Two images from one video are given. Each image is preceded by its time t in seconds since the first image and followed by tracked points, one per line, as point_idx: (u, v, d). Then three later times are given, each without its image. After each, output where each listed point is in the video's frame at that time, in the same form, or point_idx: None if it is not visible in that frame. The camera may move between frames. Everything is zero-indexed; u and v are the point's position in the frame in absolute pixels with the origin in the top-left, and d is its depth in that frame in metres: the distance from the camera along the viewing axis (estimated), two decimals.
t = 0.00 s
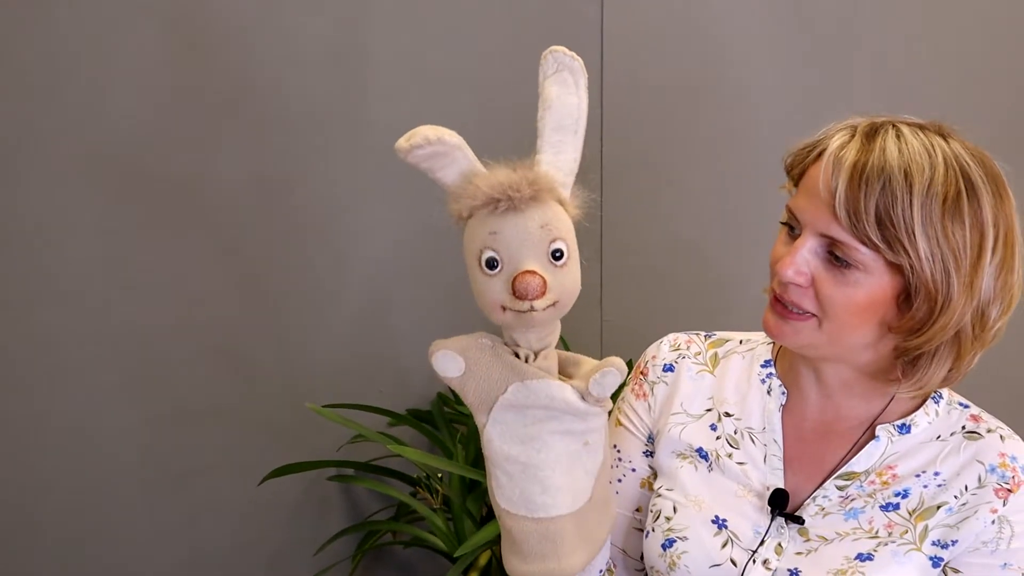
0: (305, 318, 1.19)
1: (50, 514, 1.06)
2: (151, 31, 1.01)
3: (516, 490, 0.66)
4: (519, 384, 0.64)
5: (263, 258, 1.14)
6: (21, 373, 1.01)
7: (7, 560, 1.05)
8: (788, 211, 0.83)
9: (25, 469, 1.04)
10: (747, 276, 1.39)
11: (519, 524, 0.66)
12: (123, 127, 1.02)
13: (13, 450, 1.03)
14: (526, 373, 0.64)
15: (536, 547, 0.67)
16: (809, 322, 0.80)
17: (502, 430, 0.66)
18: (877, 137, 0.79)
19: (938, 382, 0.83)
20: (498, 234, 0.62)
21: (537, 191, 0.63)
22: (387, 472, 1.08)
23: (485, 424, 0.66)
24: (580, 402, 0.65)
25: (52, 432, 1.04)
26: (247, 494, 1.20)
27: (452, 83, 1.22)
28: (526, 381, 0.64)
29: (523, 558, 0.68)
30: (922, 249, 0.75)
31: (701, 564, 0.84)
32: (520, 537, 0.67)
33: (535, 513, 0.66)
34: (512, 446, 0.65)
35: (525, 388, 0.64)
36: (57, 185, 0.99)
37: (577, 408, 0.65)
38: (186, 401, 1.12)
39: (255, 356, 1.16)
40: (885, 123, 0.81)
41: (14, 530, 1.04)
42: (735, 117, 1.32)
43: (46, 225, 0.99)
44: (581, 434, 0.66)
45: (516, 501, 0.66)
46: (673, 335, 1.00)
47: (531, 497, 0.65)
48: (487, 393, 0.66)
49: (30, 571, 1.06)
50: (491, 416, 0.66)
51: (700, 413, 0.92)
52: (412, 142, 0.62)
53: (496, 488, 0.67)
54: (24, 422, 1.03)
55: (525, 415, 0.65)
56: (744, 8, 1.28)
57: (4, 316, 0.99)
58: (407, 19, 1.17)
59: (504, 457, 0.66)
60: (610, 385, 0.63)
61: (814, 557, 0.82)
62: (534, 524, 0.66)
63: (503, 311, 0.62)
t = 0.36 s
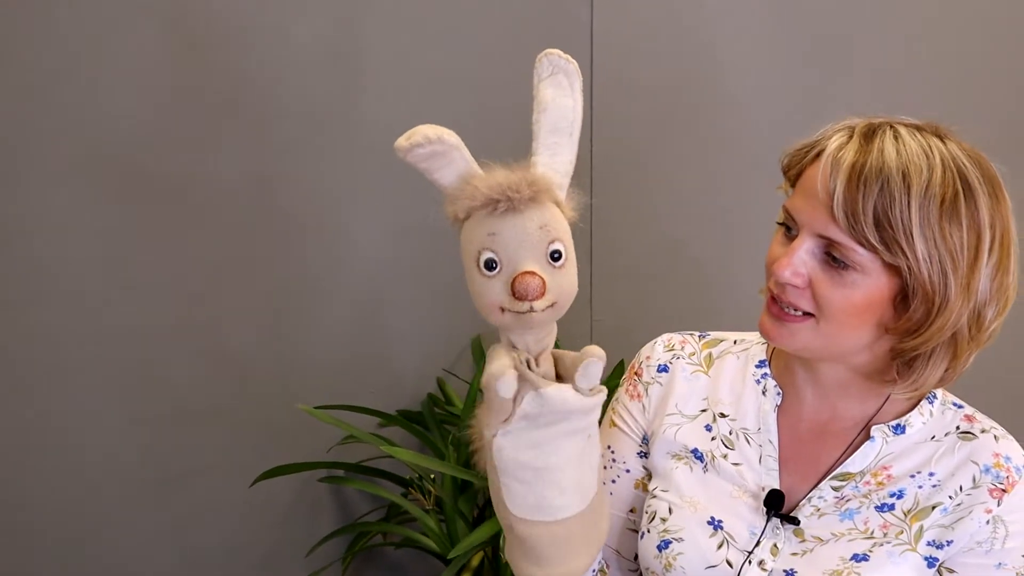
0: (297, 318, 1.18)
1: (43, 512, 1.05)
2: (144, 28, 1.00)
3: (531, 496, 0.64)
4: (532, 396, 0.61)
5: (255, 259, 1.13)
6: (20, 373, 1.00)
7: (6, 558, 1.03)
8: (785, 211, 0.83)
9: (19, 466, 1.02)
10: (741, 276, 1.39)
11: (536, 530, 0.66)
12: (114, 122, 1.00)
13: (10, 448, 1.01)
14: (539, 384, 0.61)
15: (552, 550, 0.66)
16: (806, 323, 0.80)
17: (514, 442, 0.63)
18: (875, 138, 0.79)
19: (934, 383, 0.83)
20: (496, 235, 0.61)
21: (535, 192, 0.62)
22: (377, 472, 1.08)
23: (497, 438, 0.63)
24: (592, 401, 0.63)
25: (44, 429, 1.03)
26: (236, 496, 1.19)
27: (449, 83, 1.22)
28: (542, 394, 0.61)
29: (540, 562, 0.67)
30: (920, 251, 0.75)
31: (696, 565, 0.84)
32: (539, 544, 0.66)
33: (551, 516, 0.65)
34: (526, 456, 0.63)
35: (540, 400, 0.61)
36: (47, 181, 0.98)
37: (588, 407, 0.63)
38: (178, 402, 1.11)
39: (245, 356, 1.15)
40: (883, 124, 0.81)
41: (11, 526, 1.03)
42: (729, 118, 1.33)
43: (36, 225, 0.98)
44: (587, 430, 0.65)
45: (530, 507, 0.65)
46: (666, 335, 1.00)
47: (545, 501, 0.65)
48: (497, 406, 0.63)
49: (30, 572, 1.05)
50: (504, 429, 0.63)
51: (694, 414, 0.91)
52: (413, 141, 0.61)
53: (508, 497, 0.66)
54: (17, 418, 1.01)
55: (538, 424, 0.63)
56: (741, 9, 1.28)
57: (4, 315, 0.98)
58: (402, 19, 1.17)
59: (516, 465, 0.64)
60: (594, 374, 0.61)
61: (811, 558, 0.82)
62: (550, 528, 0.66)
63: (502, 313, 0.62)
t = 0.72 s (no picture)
0: (278, 320, 1.17)
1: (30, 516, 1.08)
2: (122, 34, 1.01)
3: (530, 493, 0.64)
4: (532, 398, 0.61)
5: (235, 260, 1.12)
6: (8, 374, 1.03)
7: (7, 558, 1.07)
8: (771, 211, 0.83)
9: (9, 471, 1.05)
10: (727, 275, 1.38)
11: (534, 527, 0.65)
12: (96, 129, 1.01)
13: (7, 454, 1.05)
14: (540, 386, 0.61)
15: (549, 548, 0.65)
16: (791, 324, 0.80)
17: (514, 440, 0.62)
18: (860, 138, 0.80)
19: (919, 383, 0.84)
20: (496, 230, 0.61)
21: (535, 188, 0.62)
22: (358, 474, 1.07)
23: (495, 437, 0.63)
24: (584, 397, 0.64)
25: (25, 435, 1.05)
26: (217, 497, 1.18)
27: (433, 80, 1.19)
28: (541, 398, 0.61)
29: (537, 561, 0.66)
30: (904, 251, 0.76)
31: (682, 565, 0.84)
32: (537, 542, 0.65)
33: (548, 512, 0.65)
34: (526, 453, 0.62)
35: (539, 401, 0.61)
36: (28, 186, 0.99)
37: (583, 403, 0.63)
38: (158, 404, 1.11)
39: (224, 358, 1.14)
40: (867, 125, 0.82)
41: (12, 528, 1.07)
42: (716, 114, 1.31)
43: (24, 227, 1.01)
44: (581, 423, 0.65)
45: (528, 505, 0.64)
46: (652, 335, 1.00)
47: (544, 498, 0.64)
48: (496, 405, 0.62)
49: (30, 571, 1.09)
50: (503, 427, 0.62)
51: (680, 414, 0.91)
52: (419, 132, 0.61)
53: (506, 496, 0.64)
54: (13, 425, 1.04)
55: (537, 421, 0.62)
56: (729, 7, 1.26)
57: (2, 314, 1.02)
58: (382, 11, 1.14)
59: (517, 463, 0.63)
60: (566, 369, 0.62)
61: (797, 557, 0.82)
62: (552, 524, 0.65)
63: (499, 308, 0.61)
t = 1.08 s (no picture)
0: (265, 319, 1.16)
1: (27, 516, 1.08)
2: (112, 36, 1.01)
3: (487, 492, 0.65)
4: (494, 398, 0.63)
5: (222, 259, 1.12)
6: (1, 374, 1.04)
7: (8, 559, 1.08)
8: (758, 211, 0.83)
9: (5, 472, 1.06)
10: (717, 275, 1.38)
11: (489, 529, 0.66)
12: (84, 131, 1.02)
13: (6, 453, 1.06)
14: (501, 386, 0.62)
15: (503, 552, 0.66)
16: (779, 323, 0.80)
17: (474, 436, 0.64)
18: (847, 137, 0.80)
19: (908, 382, 0.84)
20: (482, 232, 0.61)
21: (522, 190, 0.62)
22: (345, 474, 1.06)
23: (458, 431, 0.65)
24: (556, 415, 0.64)
25: (19, 436, 1.06)
26: (205, 498, 1.17)
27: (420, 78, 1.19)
28: (500, 397, 0.62)
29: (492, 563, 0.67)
30: (892, 250, 0.76)
31: (673, 566, 0.84)
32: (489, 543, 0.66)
33: (506, 518, 0.65)
34: (484, 452, 0.64)
35: (499, 401, 0.63)
36: (16, 187, 1.00)
37: (551, 416, 0.63)
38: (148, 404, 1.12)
39: (212, 357, 1.14)
40: (855, 124, 0.82)
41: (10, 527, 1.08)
42: (706, 113, 1.31)
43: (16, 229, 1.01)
44: (557, 438, 0.65)
45: (486, 504, 0.65)
46: (641, 335, 1.00)
47: (500, 500, 0.65)
48: (461, 399, 0.64)
49: (31, 571, 1.10)
50: (466, 422, 0.64)
51: (670, 414, 0.91)
52: (404, 134, 0.61)
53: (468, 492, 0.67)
54: (13, 425, 1.05)
55: (499, 422, 0.64)
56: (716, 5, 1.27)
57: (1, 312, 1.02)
58: (369, 10, 1.14)
59: (477, 461, 0.65)
60: (547, 390, 0.62)
61: (788, 556, 0.82)
62: (500, 528, 0.65)
63: (486, 311, 0.61)
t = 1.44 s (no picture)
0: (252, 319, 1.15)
1: (26, 516, 1.06)
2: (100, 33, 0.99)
3: (506, 503, 0.62)
4: (507, 415, 0.60)
5: (208, 259, 1.11)
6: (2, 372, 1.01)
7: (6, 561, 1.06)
8: (738, 204, 0.83)
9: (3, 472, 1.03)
10: (706, 273, 1.39)
11: (508, 538, 0.63)
12: (69, 129, 0.99)
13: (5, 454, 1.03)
14: (516, 402, 0.60)
15: (526, 559, 0.64)
16: (764, 314, 0.80)
17: (485, 451, 0.61)
18: (822, 125, 0.80)
19: (893, 369, 0.84)
20: (475, 235, 0.61)
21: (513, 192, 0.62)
22: (332, 473, 1.05)
23: (466, 449, 0.61)
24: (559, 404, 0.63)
25: (18, 436, 1.03)
26: (193, 500, 1.16)
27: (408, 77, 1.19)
28: (516, 415, 0.60)
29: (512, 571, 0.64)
30: (873, 234, 0.76)
31: (661, 566, 0.83)
32: (511, 552, 0.63)
33: (524, 522, 0.63)
34: (499, 463, 0.61)
35: (514, 418, 0.60)
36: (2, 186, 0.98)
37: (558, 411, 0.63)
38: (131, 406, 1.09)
39: (200, 358, 1.13)
40: (829, 114, 0.82)
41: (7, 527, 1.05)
42: (698, 111, 1.31)
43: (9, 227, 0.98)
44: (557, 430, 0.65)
45: (503, 514, 0.63)
46: (625, 335, 0.99)
47: (519, 507, 0.63)
48: (468, 418, 0.61)
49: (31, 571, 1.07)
50: (474, 440, 0.61)
51: (656, 414, 0.91)
52: (414, 133, 0.60)
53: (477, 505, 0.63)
54: (13, 425, 1.03)
55: (512, 432, 0.61)
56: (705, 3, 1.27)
57: None
58: (358, 9, 1.14)
59: (491, 474, 0.62)
60: (528, 370, 0.62)
61: (776, 556, 0.81)
62: (525, 534, 0.63)
63: (480, 314, 0.61)
